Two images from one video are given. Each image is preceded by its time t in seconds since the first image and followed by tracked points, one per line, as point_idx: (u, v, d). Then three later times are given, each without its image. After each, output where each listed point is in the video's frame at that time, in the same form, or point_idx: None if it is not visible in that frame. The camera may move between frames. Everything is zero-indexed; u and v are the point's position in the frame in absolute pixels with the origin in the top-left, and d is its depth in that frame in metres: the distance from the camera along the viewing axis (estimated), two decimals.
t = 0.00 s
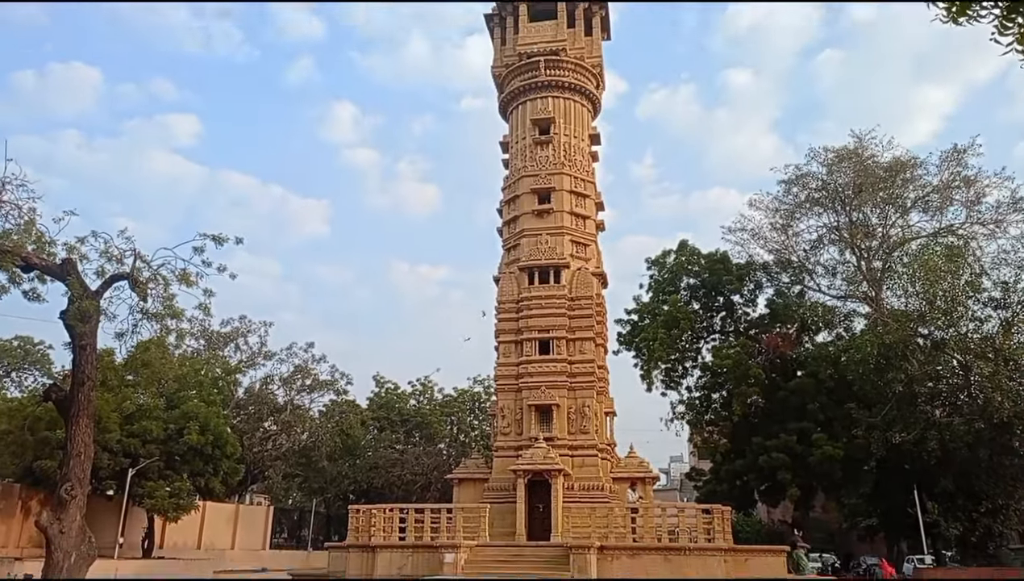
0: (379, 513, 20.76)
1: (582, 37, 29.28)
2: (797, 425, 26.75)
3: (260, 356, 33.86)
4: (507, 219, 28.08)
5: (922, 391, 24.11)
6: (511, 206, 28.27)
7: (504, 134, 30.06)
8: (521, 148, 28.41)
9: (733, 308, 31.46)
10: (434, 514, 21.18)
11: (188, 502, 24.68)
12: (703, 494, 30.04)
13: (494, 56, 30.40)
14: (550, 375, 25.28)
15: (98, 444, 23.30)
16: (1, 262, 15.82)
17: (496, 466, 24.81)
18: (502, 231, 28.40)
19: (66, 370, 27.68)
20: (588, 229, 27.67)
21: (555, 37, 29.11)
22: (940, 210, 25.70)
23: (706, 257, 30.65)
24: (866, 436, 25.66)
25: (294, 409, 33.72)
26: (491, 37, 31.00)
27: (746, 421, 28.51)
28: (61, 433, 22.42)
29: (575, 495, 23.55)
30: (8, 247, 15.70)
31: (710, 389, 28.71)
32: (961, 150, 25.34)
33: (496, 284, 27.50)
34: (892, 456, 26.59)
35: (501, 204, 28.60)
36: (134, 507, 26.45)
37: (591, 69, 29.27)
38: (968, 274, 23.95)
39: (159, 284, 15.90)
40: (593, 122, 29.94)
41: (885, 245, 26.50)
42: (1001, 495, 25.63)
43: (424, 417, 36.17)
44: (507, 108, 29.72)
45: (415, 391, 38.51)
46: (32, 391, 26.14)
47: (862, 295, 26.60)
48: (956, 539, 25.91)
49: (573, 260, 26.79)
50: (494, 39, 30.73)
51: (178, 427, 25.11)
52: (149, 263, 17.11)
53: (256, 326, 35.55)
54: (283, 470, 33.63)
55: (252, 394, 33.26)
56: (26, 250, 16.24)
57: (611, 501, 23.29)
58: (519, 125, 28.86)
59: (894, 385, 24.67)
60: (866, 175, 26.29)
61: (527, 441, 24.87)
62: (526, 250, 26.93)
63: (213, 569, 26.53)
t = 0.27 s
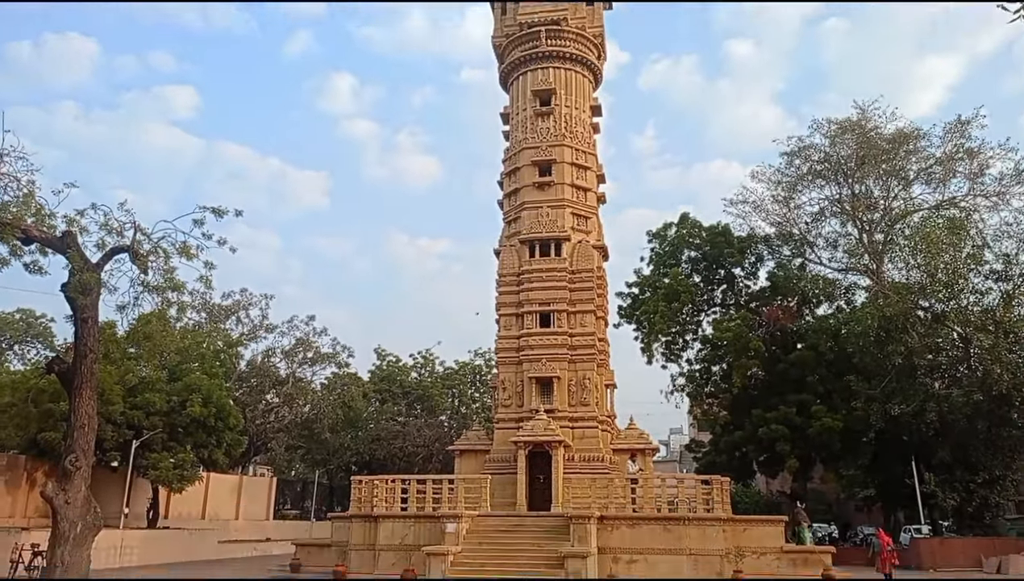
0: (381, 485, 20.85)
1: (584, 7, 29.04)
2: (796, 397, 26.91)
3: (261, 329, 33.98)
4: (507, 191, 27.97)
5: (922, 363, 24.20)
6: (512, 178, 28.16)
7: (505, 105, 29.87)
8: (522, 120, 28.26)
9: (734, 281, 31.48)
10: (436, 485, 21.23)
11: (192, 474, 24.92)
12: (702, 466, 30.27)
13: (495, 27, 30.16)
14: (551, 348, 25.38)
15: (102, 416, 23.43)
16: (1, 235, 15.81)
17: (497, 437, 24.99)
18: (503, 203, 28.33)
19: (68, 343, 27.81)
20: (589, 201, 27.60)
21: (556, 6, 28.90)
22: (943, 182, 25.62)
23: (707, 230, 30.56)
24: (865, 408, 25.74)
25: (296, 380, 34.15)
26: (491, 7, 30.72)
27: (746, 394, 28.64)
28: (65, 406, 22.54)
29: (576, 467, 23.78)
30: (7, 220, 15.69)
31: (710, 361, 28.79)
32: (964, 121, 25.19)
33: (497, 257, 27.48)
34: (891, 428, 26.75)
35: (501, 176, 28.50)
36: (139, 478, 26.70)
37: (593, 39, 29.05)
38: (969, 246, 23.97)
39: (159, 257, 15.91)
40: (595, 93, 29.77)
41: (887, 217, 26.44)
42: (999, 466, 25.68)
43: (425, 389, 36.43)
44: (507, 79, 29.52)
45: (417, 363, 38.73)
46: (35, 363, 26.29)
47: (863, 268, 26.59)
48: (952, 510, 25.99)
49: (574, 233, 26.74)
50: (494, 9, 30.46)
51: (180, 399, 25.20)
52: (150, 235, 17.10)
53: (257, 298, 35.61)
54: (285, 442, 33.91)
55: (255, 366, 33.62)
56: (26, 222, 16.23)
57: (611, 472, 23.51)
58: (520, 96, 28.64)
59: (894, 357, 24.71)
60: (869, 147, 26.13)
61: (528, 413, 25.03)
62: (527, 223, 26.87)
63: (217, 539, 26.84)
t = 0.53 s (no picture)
0: (384, 454, 20.88)
1: None
2: (797, 367, 27.00)
3: (264, 301, 34.05)
4: (509, 162, 27.82)
5: (923, 333, 24.24)
6: (513, 148, 28.00)
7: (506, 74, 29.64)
8: (523, 89, 28.05)
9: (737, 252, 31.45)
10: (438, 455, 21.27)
11: (197, 444, 25.18)
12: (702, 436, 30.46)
13: None
14: (552, 319, 25.44)
15: (106, 387, 23.56)
16: (1, 206, 15.79)
17: (499, 408, 25.13)
18: (504, 174, 28.22)
19: (71, 314, 27.89)
20: (591, 172, 27.47)
21: None
22: (947, 151, 25.50)
23: (709, 201, 30.43)
24: (865, 378, 25.74)
25: (298, 352, 34.39)
26: None
27: (748, 364, 28.73)
28: (68, 377, 22.66)
29: (577, 437, 23.98)
30: (8, 191, 15.67)
31: (711, 332, 28.82)
32: (970, 90, 24.99)
33: (498, 228, 27.42)
34: (891, 398, 26.80)
35: (503, 147, 28.35)
36: (144, 448, 26.96)
37: (595, 7, 28.81)
38: (973, 217, 23.97)
39: (160, 228, 15.91)
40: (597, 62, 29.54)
41: (891, 187, 26.34)
42: (998, 436, 26.01)
43: (427, 361, 36.60)
44: (509, 47, 29.27)
45: (419, 335, 38.86)
46: (38, 335, 26.40)
47: (866, 239, 26.46)
48: (949, 479, 26.40)
49: (576, 205, 26.66)
50: None
51: (184, 370, 25.34)
52: (150, 207, 17.09)
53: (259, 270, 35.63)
54: (289, 413, 34.07)
55: (257, 338, 33.73)
56: (26, 193, 16.21)
57: (612, 442, 23.70)
58: (521, 65, 28.39)
59: (896, 328, 24.71)
60: (874, 116, 25.92)
61: (530, 383, 25.16)
62: (529, 194, 26.77)
63: (223, 508, 27.14)
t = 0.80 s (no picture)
0: (383, 427, 20.99)
1: None
2: (795, 340, 27.09)
3: (262, 275, 34.03)
4: (507, 134, 27.68)
5: (921, 305, 24.29)
6: (511, 120, 27.84)
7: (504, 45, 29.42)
8: (521, 60, 27.86)
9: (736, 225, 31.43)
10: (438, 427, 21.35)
11: (198, 417, 25.34)
12: (701, 408, 30.67)
13: None
14: (551, 293, 25.50)
15: (106, 361, 23.62)
16: None
17: (498, 381, 25.26)
18: (503, 147, 28.08)
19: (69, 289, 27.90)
20: (590, 144, 27.33)
21: None
22: (948, 122, 25.36)
23: (709, 173, 30.33)
24: (863, 350, 25.88)
25: (297, 326, 34.47)
26: None
27: (746, 337, 28.82)
28: (68, 351, 22.71)
29: (575, 409, 24.12)
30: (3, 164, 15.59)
31: (710, 306, 28.88)
32: (972, 60, 24.80)
33: (496, 201, 27.33)
34: (889, 369, 26.87)
35: (501, 119, 28.19)
36: (145, 422, 27.11)
37: None
38: (973, 188, 23.90)
39: (157, 202, 15.87)
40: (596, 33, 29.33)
41: (891, 159, 26.23)
42: (993, 407, 26.15)
43: (426, 334, 36.68)
44: (506, 18, 29.04)
45: (417, 309, 38.90)
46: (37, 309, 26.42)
47: (865, 211, 26.39)
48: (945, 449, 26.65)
49: (575, 177, 26.55)
50: None
51: (183, 344, 25.40)
52: (146, 180, 17.03)
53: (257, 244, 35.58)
54: (289, 387, 34.22)
55: (256, 312, 33.75)
56: (21, 167, 16.14)
57: (610, 414, 23.85)
58: (519, 35, 28.20)
59: (894, 300, 24.75)
60: (875, 87, 25.73)
61: (529, 356, 25.24)
62: (527, 167, 26.66)
63: (225, 480, 27.35)
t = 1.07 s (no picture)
0: (393, 403, 21.12)
1: None
2: (804, 314, 27.03)
3: (271, 252, 34.12)
4: (514, 109, 27.54)
5: (932, 280, 24.17)
6: (519, 95, 27.68)
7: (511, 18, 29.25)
8: (528, 34, 27.70)
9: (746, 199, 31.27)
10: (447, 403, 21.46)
11: (209, 393, 25.53)
12: (709, 383, 30.70)
13: None
14: (559, 269, 25.53)
15: (118, 338, 23.80)
16: (6, 158, 15.77)
17: (507, 356, 25.35)
18: (510, 121, 27.97)
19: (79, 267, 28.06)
20: (598, 118, 27.17)
21: None
22: (962, 94, 25.11)
23: (718, 147, 30.10)
24: (873, 325, 25.85)
25: (306, 303, 34.58)
26: None
27: (755, 312, 28.78)
28: (80, 328, 22.88)
29: (584, 384, 24.20)
30: (12, 142, 15.62)
31: (719, 281, 28.84)
32: (987, 30, 24.47)
33: (504, 177, 27.25)
34: (898, 344, 26.75)
35: (508, 94, 28.04)
36: (157, 398, 27.36)
37: None
38: (985, 161, 23.71)
39: (165, 179, 15.89)
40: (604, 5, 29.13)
41: (903, 132, 26.03)
42: (1004, 380, 25.93)
43: (435, 311, 36.74)
44: None
45: (426, 286, 38.94)
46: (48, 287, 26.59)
47: (877, 184, 26.23)
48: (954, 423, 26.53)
49: (583, 152, 26.39)
50: None
51: (194, 321, 25.54)
52: (154, 158, 17.06)
53: (265, 222, 35.64)
54: (299, 362, 34.49)
55: (265, 289, 33.85)
56: (30, 145, 16.19)
57: (619, 389, 23.93)
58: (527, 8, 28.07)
59: (904, 275, 24.60)
60: (887, 58, 25.41)
61: (537, 332, 25.28)
62: (535, 142, 26.53)
63: (236, 456, 27.61)
